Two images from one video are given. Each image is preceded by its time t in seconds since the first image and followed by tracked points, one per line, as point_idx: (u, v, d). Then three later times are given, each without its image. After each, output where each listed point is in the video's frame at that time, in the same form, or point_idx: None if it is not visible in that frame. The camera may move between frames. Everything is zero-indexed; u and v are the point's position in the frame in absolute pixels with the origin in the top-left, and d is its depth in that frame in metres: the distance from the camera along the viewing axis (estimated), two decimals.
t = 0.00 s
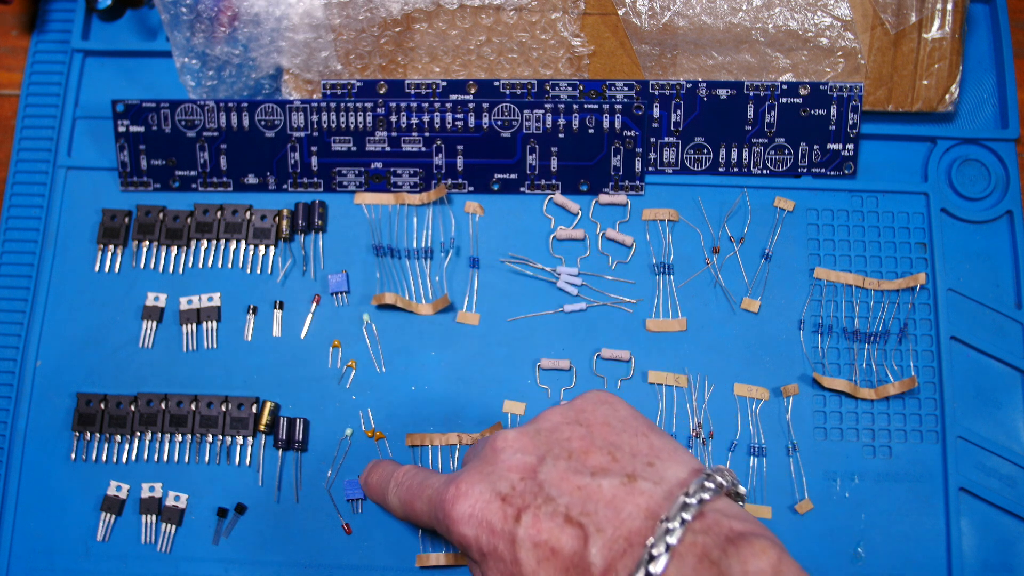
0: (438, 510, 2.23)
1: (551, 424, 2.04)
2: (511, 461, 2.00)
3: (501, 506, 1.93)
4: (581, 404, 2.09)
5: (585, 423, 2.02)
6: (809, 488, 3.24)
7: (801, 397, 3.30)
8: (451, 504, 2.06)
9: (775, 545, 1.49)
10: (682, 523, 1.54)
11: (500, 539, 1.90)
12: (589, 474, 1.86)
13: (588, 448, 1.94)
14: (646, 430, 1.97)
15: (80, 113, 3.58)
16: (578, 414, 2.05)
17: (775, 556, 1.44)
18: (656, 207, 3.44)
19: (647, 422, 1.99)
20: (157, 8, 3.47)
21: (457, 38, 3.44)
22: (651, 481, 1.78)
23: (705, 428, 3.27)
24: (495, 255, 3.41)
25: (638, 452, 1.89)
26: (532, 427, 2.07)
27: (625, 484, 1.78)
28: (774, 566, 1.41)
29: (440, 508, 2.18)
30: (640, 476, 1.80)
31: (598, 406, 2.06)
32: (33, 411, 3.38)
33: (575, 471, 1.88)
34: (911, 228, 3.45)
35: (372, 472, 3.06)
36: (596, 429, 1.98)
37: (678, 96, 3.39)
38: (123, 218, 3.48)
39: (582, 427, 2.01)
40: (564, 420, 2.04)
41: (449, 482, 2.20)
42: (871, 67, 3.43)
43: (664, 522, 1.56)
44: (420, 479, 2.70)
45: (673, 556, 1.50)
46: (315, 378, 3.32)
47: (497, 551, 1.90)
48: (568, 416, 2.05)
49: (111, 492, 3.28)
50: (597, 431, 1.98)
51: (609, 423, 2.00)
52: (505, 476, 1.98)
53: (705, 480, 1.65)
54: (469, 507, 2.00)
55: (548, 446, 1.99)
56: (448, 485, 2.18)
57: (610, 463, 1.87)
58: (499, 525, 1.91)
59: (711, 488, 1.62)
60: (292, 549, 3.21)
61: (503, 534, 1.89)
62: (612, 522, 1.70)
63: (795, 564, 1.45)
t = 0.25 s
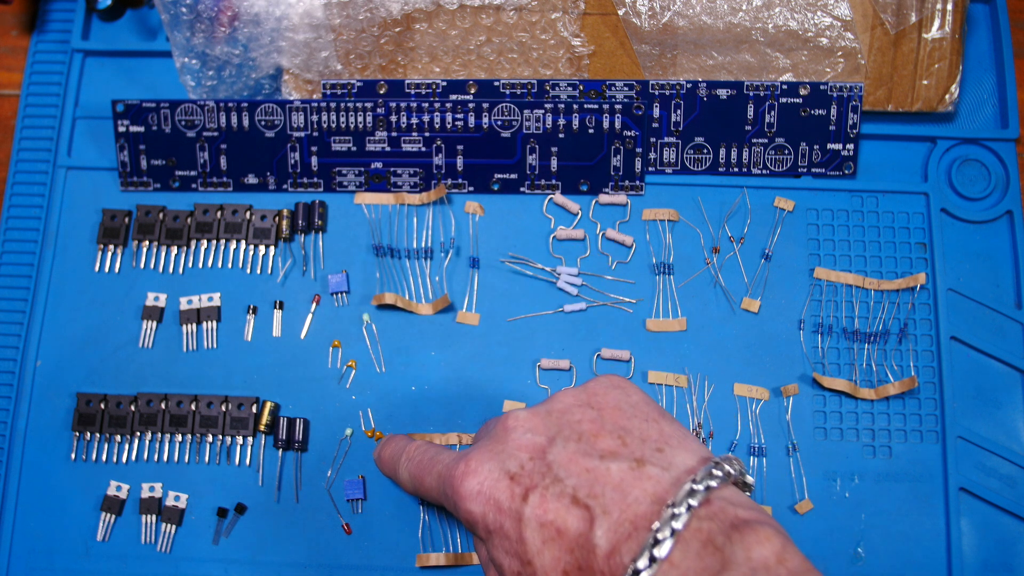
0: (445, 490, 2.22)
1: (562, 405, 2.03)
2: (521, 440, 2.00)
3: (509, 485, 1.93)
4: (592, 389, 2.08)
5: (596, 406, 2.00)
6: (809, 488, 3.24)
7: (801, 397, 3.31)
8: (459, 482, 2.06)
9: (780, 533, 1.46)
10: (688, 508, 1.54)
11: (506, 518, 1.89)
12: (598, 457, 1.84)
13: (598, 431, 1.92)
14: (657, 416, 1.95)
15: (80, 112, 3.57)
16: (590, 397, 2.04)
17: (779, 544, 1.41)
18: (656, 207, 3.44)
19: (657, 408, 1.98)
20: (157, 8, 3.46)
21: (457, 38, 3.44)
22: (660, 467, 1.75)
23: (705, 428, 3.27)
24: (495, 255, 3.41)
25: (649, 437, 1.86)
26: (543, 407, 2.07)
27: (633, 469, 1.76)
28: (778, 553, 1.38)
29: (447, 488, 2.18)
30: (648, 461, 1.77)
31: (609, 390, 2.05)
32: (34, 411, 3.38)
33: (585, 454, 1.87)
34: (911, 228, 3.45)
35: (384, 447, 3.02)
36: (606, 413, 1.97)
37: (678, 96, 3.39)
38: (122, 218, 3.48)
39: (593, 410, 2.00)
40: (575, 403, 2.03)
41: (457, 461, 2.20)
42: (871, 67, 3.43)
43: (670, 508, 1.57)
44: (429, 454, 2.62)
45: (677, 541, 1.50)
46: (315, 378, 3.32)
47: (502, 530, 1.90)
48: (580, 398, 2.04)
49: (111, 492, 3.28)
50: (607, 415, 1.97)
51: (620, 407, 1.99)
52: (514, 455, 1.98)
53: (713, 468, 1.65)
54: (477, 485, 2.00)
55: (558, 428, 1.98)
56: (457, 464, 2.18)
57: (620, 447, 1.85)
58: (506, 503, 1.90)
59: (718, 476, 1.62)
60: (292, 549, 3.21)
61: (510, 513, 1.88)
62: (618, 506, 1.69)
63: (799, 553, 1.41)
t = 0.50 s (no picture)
0: (438, 484, 2.23)
1: (553, 401, 2.05)
2: (513, 436, 2.01)
3: (500, 480, 1.94)
4: (584, 386, 2.09)
5: (586, 402, 2.02)
6: (809, 488, 3.24)
7: (801, 397, 3.30)
8: (452, 478, 2.07)
9: (770, 529, 1.48)
10: (679, 503, 1.53)
11: (497, 513, 1.91)
12: (589, 452, 1.85)
13: (589, 426, 1.93)
14: (648, 412, 1.97)
15: (80, 113, 3.58)
16: (581, 394, 2.06)
17: (770, 539, 1.43)
18: (656, 207, 3.44)
19: (648, 404, 1.99)
20: (157, 8, 3.46)
21: (457, 38, 3.44)
22: (651, 462, 1.75)
23: (705, 428, 3.27)
24: (495, 255, 3.41)
25: (640, 433, 1.87)
26: (535, 403, 2.08)
27: (624, 463, 1.76)
28: (768, 548, 1.40)
29: (440, 483, 2.19)
30: (640, 457, 1.77)
31: (601, 386, 2.08)
32: (33, 411, 3.38)
33: (575, 449, 1.87)
34: (911, 228, 3.45)
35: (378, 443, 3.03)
36: (597, 408, 1.98)
37: (678, 96, 3.39)
38: (123, 218, 3.48)
39: (584, 405, 2.01)
40: (567, 398, 2.04)
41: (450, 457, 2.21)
42: (871, 67, 3.43)
43: (661, 501, 1.55)
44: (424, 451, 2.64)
45: (668, 535, 1.48)
46: (315, 378, 3.32)
47: (493, 525, 1.91)
48: (571, 394, 2.06)
49: (111, 492, 3.28)
50: (598, 411, 1.98)
51: (611, 404, 2.00)
52: (506, 451, 1.99)
53: (704, 463, 1.64)
54: (469, 480, 2.02)
55: (550, 423, 1.99)
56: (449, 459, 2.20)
57: (611, 442, 1.86)
58: (497, 498, 1.92)
59: (709, 472, 1.62)
60: (292, 549, 3.21)
61: (500, 508, 1.90)
62: (609, 500, 1.68)
63: (790, 548, 1.43)
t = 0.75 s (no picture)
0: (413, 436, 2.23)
1: (534, 363, 2.08)
2: (491, 393, 2.03)
3: (473, 434, 1.96)
4: (566, 351, 2.13)
5: (567, 365, 2.06)
6: (809, 488, 3.24)
7: (801, 397, 3.31)
8: (426, 428, 2.07)
9: (732, 495, 1.55)
10: (645, 465, 1.60)
11: (468, 465, 1.93)
12: (563, 413, 1.90)
13: (567, 388, 1.98)
14: (626, 380, 2.02)
15: (80, 112, 3.58)
16: (563, 358, 2.10)
17: (731, 505, 1.49)
18: (656, 207, 3.44)
19: (627, 372, 2.05)
20: (157, 8, 3.46)
21: (457, 38, 3.44)
22: (623, 427, 1.81)
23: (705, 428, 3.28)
24: (495, 255, 3.41)
25: (615, 399, 1.93)
26: (515, 363, 2.10)
27: (596, 426, 1.82)
28: (729, 514, 1.47)
29: (414, 434, 2.19)
30: (613, 421, 1.83)
31: (582, 352, 2.12)
32: (33, 410, 3.38)
33: (551, 409, 1.92)
34: (911, 228, 3.45)
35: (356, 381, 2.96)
36: (578, 373, 2.03)
37: (678, 96, 3.39)
38: (123, 218, 3.47)
39: (564, 368, 2.05)
40: (548, 361, 2.08)
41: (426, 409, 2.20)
42: (871, 67, 3.43)
43: (628, 465, 1.62)
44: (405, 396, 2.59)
45: (632, 495, 1.55)
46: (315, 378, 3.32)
47: (463, 476, 1.93)
48: (552, 357, 2.10)
49: (111, 492, 3.28)
50: (578, 374, 2.02)
51: (592, 368, 2.04)
52: (482, 406, 2.00)
53: (675, 433, 1.71)
54: (443, 432, 2.01)
55: (528, 383, 2.02)
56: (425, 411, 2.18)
57: (585, 406, 1.91)
58: (470, 450, 1.94)
59: (678, 440, 1.69)
60: (292, 549, 3.21)
61: (472, 460, 1.92)
62: (577, 460, 1.74)
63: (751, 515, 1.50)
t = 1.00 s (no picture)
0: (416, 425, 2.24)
1: (540, 352, 2.11)
2: (496, 380, 2.05)
3: (478, 422, 1.97)
4: (572, 340, 2.17)
5: (573, 355, 2.09)
6: (809, 488, 3.24)
7: (801, 397, 3.30)
8: (430, 416, 2.08)
9: (740, 489, 1.55)
10: (653, 457, 1.59)
11: (473, 453, 1.94)
12: (569, 401, 1.91)
13: (572, 377, 2.01)
14: (631, 372, 2.05)
15: (80, 112, 3.58)
16: (568, 347, 2.13)
17: (740, 499, 1.49)
18: (656, 207, 3.44)
19: (632, 364, 2.08)
20: (157, 8, 3.47)
21: (457, 38, 3.44)
22: (630, 417, 1.82)
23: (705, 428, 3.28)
24: (495, 256, 3.41)
25: (621, 390, 1.95)
26: (520, 352, 2.13)
27: (603, 416, 1.83)
28: (738, 506, 1.46)
29: (418, 422, 2.20)
30: (619, 411, 1.85)
31: (587, 343, 2.16)
32: (33, 411, 3.38)
33: (557, 397, 1.93)
34: (911, 228, 3.45)
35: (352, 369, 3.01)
36: (583, 362, 2.06)
37: (678, 96, 3.39)
38: (123, 218, 3.48)
39: (569, 358, 2.08)
40: (553, 350, 2.12)
41: (429, 397, 2.22)
42: (871, 67, 3.43)
43: (636, 455, 1.61)
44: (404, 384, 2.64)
45: (640, 487, 1.55)
46: (315, 378, 3.32)
47: (468, 464, 1.94)
48: (558, 347, 2.13)
49: (111, 492, 3.28)
50: (583, 364, 2.05)
51: (597, 358, 2.08)
52: (487, 393, 2.02)
53: (682, 423, 1.70)
54: (447, 420, 2.03)
55: (533, 371, 2.04)
56: (428, 399, 2.20)
57: (592, 395, 1.93)
58: (474, 438, 1.95)
59: (686, 432, 1.67)
60: (292, 549, 3.21)
61: (477, 448, 1.93)
62: (584, 449, 1.75)
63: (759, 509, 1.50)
